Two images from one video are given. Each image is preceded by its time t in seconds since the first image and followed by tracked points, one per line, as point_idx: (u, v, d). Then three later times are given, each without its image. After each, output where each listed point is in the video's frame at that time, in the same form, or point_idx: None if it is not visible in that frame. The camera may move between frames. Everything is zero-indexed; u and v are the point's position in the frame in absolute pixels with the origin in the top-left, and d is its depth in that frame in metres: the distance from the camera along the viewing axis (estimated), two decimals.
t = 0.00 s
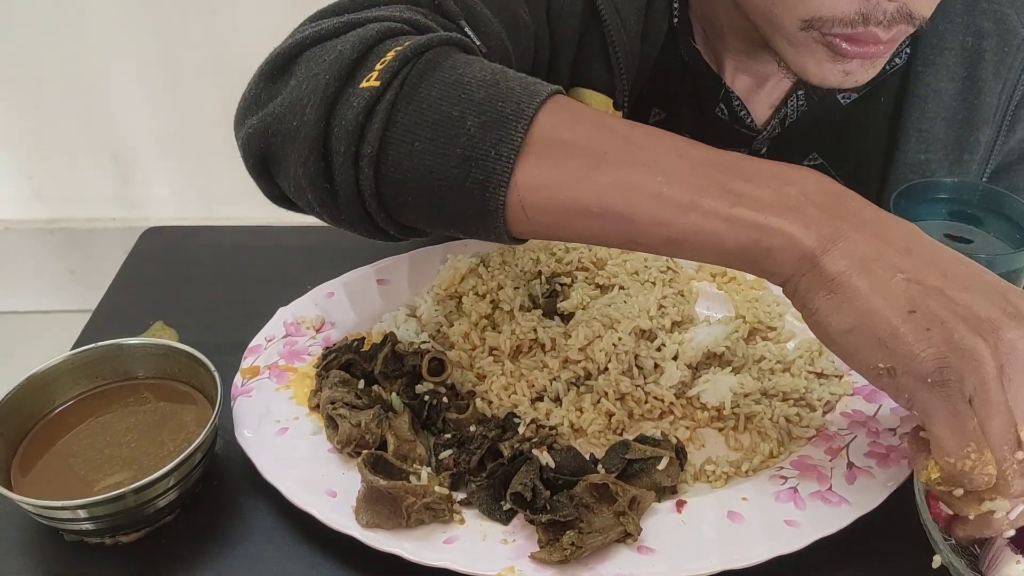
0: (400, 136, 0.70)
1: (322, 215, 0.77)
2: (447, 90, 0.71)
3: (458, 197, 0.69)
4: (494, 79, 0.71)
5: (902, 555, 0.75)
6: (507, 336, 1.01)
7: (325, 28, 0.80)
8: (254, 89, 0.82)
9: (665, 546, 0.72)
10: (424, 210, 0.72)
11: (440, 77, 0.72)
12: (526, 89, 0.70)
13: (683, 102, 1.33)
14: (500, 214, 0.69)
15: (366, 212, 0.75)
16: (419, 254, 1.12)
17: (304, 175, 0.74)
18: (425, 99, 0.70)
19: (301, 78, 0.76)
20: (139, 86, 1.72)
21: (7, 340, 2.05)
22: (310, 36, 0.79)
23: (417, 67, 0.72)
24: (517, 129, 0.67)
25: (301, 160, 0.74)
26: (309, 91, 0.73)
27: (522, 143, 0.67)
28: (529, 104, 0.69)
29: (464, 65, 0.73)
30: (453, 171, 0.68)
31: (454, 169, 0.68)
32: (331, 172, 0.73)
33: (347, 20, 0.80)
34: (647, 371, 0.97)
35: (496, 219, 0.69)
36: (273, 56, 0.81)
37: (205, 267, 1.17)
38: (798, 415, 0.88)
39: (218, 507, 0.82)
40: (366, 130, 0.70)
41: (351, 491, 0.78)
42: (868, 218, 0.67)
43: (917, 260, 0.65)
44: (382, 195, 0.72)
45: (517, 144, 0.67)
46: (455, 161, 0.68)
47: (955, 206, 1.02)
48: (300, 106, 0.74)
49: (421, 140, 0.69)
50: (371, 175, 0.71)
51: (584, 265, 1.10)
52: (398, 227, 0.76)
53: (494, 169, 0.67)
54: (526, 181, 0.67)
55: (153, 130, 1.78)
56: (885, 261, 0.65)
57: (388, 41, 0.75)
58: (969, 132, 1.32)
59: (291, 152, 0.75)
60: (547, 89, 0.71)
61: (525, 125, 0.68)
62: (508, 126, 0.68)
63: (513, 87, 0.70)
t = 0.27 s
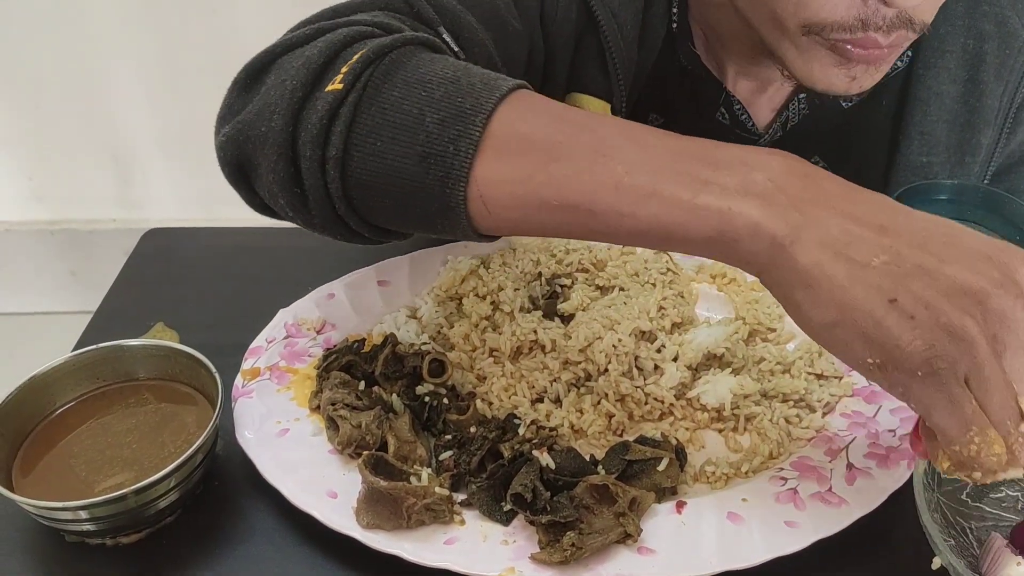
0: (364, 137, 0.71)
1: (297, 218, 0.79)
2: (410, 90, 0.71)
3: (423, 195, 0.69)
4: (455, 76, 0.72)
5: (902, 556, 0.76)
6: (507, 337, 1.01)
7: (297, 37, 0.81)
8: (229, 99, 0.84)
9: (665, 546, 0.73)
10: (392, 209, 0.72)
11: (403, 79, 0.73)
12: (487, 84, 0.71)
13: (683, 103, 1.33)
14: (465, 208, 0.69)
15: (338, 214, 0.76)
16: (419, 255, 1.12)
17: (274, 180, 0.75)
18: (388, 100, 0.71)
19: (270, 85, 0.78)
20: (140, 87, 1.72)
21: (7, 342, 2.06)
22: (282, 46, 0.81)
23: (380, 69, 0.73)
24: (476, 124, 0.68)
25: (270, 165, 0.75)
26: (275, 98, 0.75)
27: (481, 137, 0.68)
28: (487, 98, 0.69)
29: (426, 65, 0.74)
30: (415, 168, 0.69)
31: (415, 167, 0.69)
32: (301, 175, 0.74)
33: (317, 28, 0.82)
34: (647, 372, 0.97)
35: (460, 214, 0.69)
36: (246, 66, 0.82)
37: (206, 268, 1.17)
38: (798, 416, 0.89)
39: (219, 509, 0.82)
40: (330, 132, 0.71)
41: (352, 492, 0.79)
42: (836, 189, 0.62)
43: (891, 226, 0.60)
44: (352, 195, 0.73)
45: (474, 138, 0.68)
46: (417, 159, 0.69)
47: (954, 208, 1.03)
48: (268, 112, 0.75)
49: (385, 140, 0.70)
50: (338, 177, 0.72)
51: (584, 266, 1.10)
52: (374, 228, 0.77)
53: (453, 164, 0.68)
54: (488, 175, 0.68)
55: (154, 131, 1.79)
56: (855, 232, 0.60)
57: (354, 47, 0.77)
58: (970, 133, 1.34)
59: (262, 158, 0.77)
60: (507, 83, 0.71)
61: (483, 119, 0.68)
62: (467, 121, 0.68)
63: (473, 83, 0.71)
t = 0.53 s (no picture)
0: (212, 117, 0.81)
1: (185, 189, 0.90)
2: (238, 80, 0.80)
3: (248, 171, 0.80)
4: (275, 67, 0.80)
5: (904, 558, 0.75)
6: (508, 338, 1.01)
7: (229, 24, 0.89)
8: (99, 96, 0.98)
9: (667, 548, 0.72)
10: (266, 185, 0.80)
11: (237, 69, 0.81)
12: (296, 73, 0.79)
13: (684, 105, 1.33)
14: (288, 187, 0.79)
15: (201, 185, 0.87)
16: (419, 256, 1.12)
17: (192, 151, 0.83)
18: (223, 88, 0.81)
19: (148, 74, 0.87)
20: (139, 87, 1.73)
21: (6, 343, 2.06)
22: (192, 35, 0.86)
23: (224, 62, 0.83)
24: (280, 111, 0.77)
25: (152, 139, 0.85)
26: (153, 87, 0.85)
27: (287, 122, 0.76)
28: (293, 88, 0.78)
29: (258, 55, 0.82)
30: (248, 156, 0.79)
31: (247, 154, 0.79)
32: (172, 156, 0.87)
33: (232, 22, 0.89)
34: (648, 373, 0.97)
35: (287, 194, 0.80)
36: (142, 54, 0.91)
37: (206, 268, 1.17)
38: (799, 417, 0.88)
39: (219, 510, 0.82)
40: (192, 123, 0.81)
41: (353, 493, 0.79)
42: (629, 155, 0.62)
43: (713, 200, 0.60)
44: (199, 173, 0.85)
45: (283, 125, 0.76)
46: (248, 146, 0.78)
47: (957, 209, 1.03)
48: (142, 99, 0.85)
49: (220, 123, 0.80)
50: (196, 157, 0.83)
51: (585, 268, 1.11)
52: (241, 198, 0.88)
53: (275, 146, 0.77)
54: (306, 178, 0.77)
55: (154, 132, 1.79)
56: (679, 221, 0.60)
57: (208, 40, 0.86)
58: (977, 137, 1.34)
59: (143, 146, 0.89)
60: (319, 75, 0.79)
61: (287, 108, 0.77)
62: (273, 108, 0.77)
63: (289, 73, 0.79)
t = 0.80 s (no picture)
0: (185, 143, 1.06)
1: (175, 201, 1.16)
2: (211, 105, 1.04)
3: (221, 183, 1.04)
4: (241, 95, 1.03)
5: (906, 560, 0.75)
6: (508, 339, 1.01)
7: (198, 49, 1.11)
8: (115, 103, 1.19)
9: (668, 550, 0.72)
10: (236, 194, 1.04)
11: (208, 96, 1.05)
12: (264, 102, 1.02)
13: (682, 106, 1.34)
14: (252, 194, 1.04)
15: (184, 196, 1.13)
16: (419, 258, 1.13)
17: (171, 164, 1.08)
18: (197, 114, 1.05)
19: (128, 99, 1.13)
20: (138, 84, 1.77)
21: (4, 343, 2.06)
22: (178, 57, 1.10)
23: (192, 91, 1.06)
24: (251, 136, 1.01)
25: (136, 159, 1.11)
26: (122, 120, 1.11)
27: (256, 143, 1.01)
28: (258, 115, 1.01)
29: (235, 80, 1.05)
30: (223, 173, 1.04)
31: (224, 171, 1.03)
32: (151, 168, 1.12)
33: (202, 47, 1.11)
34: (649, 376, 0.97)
35: (252, 203, 1.05)
36: (123, 80, 1.16)
37: (207, 270, 1.17)
38: (800, 419, 0.89)
39: (220, 512, 0.82)
40: (172, 142, 1.07)
41: (354, 495, 0.78)
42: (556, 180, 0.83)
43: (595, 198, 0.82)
44: (176, 181, 1.10)
45: (237, 149, 1.01)
46: (217, 164, 1.03)
47: (956, 211, 1.03)
48: (127, 127, 1.11)
49: (195, 140, 1.05)
50: (177, 173, 1.09)
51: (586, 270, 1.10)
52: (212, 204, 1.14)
53: (237, 167, 1.02)
54: (267, 186, 1.02)
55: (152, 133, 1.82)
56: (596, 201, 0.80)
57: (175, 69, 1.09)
58: (955, 143, 1.34)
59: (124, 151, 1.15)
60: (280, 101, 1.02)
61: (251, 133, 1.01)
62: (242, 133, 1.01)
63: (254, 100, 1.02)
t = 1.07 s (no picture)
0: (231, 148, 0.99)
1: (200, 217, 1.08)
2: (265, 101, 0.98)
3: (282, 186, 0.98)
4: (300, 87, 0.99)
5: (909, 563, 0.75)
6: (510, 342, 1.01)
7: (221, 52, 1.06)
8: (115, 115, 1.10)
9: (669, 554, 0.72)
10: (298, 194, 0.98)
11: (258, 93, 0.99)
12: (330, 92, 0.98)
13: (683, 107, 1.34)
14: (322, 192, 0.98)
15: (223, 207, 1.05)
16: (420, 261, 1.13)
17: (211, 170, 1.00)
18: (248, 111, 0.99)
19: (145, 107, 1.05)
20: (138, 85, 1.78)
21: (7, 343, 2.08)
22: (201, 58, 1.04)
23: (238, 87, 1.00)
24: (323, 128, 0.96)
25: (161, 170, 1.03)
26: (148, 125, 1.02)
27: (329, 134, 0.96)
28: (327, 106, 0.97)
29: (281, 77, 1.01)
30: (281, 171, 0.97)
31: (281, 169, 0.97)
32: (180, 181, 1.04)
33: (228, 48, 1.06)
34: (651, 379, 0.96)
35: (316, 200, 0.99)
36: (128, 91, 1.08)
37: (208, 271, 1.17)
38: (802, 422, 0.89)
39: (222, 514, 0.82)
40: (216, 145, 0.99)
41: (356, 499, 0.78)
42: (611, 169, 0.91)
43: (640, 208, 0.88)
44: (216, 193, 1.02)
45: (314, 138, 0.96)
46: (275, 160, 0.97)
47: (960, 212, 1.03)
48: (150, 134, 1.02)
49: (244, 143, 0.98)
50: (217, 179, 1.01)
51: (588, 272, 1.09)
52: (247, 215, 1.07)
53: (306, 162, 0.96)
54: (337, 177, 0.97)
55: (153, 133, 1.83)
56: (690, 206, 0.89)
57: (207, 68, 1.03)
58: (952, 143, 1.34)
59: (141, 164, 1.06)
60: (343, 90, 0.99)
61: (325, 124, 0.96)
62: (313, 125, 0.96)
63: (317, 93, 0.98)
